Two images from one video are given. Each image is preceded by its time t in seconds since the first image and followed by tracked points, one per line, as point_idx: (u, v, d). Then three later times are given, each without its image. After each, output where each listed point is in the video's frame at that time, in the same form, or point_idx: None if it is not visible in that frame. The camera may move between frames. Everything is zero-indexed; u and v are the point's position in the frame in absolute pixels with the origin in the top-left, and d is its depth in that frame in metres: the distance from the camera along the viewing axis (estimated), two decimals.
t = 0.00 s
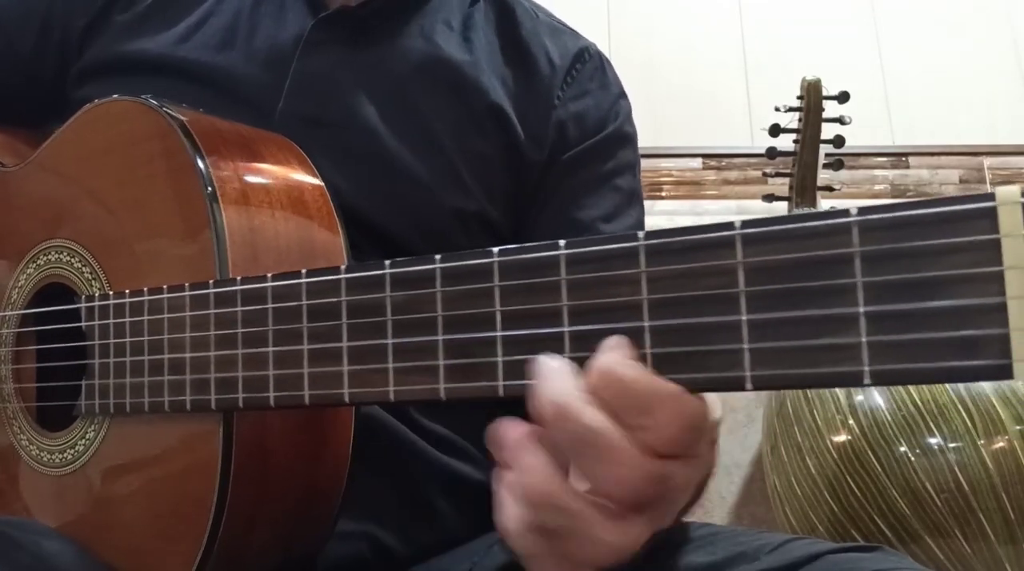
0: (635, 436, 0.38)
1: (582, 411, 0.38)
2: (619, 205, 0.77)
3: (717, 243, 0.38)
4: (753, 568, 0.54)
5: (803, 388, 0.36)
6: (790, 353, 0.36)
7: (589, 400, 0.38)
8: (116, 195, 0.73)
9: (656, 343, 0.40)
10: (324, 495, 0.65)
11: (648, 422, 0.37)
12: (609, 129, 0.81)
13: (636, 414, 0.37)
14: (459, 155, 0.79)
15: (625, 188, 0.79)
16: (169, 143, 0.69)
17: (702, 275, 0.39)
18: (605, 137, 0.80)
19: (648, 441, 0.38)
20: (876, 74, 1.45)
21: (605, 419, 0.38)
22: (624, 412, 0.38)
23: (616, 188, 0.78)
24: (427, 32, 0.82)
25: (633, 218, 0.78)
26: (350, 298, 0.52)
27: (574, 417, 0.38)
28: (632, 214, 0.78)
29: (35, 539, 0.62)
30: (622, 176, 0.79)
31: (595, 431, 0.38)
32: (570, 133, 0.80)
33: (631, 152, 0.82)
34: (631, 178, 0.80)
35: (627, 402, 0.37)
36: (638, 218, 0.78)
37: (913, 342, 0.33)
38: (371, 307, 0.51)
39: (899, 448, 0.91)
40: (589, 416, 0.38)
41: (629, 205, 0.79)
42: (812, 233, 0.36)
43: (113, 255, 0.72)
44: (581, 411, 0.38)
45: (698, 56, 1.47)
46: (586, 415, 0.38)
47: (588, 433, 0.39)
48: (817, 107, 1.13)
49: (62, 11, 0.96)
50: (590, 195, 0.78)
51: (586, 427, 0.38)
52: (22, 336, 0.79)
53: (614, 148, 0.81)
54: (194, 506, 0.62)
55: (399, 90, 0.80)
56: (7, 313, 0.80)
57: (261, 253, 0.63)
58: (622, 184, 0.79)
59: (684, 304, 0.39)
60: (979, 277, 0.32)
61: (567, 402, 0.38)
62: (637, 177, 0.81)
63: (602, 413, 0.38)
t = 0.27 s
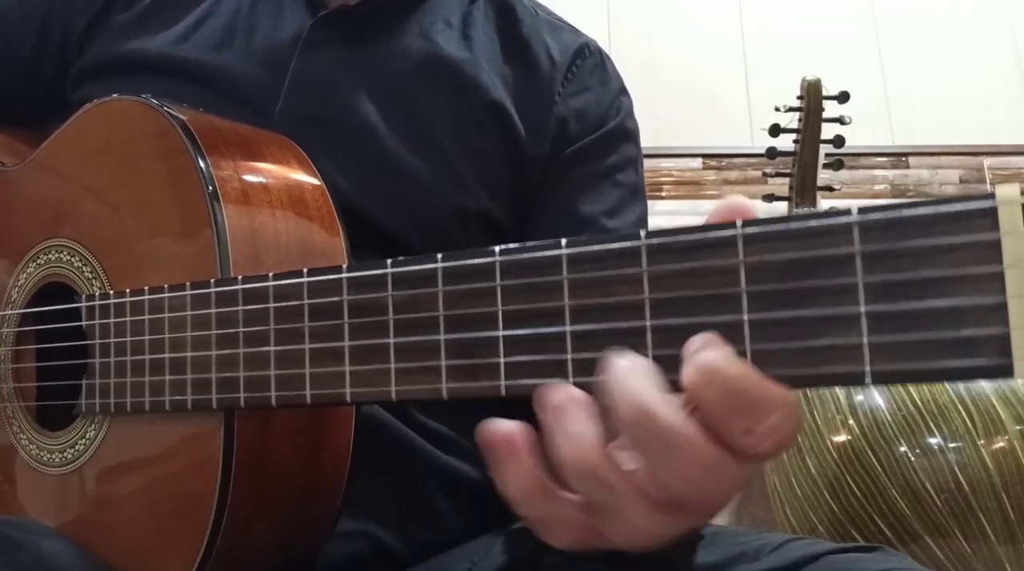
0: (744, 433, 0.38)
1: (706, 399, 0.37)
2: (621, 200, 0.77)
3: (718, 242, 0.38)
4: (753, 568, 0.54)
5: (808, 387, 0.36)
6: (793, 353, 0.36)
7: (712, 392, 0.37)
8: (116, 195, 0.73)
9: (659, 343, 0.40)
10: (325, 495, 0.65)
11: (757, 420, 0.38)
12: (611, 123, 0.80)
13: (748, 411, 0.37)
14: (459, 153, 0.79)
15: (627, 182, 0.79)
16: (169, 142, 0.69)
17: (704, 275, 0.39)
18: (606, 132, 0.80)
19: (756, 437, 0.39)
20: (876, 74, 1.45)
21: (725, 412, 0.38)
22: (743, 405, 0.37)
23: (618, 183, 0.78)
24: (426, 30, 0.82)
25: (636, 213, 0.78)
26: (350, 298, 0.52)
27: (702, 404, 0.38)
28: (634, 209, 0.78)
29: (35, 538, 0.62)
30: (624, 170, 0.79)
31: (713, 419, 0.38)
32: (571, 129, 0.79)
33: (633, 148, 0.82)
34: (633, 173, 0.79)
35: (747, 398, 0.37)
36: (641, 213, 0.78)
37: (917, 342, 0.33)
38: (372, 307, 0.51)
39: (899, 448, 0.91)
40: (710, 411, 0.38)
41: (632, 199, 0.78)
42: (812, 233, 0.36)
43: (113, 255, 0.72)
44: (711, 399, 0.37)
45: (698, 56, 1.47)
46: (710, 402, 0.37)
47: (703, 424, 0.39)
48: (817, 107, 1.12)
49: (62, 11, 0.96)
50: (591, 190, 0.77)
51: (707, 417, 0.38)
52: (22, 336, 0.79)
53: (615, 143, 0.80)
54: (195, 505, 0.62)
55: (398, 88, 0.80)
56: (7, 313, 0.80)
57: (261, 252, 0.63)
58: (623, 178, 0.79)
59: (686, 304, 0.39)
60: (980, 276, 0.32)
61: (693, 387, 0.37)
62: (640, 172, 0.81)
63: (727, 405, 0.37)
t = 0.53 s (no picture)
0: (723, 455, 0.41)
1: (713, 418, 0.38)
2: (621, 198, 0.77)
3: (724, 242, 0.38)
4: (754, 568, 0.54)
5: (817, 385, 0.36)
6: (798, 352, 0.36)
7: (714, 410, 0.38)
8: (118, 194, 0.73)
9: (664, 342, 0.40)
10: (328, 494, 0.66)
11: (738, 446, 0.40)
12: (611, 123, 0.80)
13: (728, 435, 0.39)
14: (460, 153, 0.79)
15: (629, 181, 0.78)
16: (172, 141, 0.69)
17: (710, 274, 0.39)
18: (608, 131, 0.80)
19: (725, 460, 0.41)
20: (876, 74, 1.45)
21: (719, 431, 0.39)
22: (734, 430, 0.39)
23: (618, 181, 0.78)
24: (427, 31, 0.82)
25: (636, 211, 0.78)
26: (354, 296, 0.52)
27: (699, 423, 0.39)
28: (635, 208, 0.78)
29: (37, 537, 0.62)
30: (624, 169, 0.78)
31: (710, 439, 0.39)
32: (572, 129, 0.80)
33: (635, 145, 0.81)
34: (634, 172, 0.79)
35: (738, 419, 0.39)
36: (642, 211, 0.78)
37: (923, 341, 0.33)
38: (376, 305, 0.51)
39: (899, 448, 0.92)
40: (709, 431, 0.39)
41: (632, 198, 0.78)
42: (819, 233, 0.36)
43: (115, 253, 0.72)
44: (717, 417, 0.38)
45: (699, 56, 1.47)
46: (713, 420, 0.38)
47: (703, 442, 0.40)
48: (817, 107, 1.13)
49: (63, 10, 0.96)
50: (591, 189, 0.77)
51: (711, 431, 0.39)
52: (23, 335, 0.79)
53: (617, 141, 0.80)
54: (197, 504, 0.62)
55: (399, 88, 0.80)
56: (8, 312, 0.80)
57: (264, 251, 0.63)
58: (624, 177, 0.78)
59: (691, 303, 0.39)
60: (985, 276, 0.32)
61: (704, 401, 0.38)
62: (641, 171, 0.80)
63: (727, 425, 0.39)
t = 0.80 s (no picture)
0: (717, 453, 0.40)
1: (706, 414, 0.38)
2: (616, 196, 0.77)
3: (720, 244, 0.38)
4: (753, 568, 0.53)
5: (813, 386, 0.36)
6: (793, 353, 0.36)
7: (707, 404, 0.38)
8: (116, 195, 0.73)
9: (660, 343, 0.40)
10: (326, 495, 0.66)
11: (730, 443, 0.39)
12: (607, 121, 0.80)
13: (724, 434, 0.39)
14: (458, 152, 0.79)
15: (624, 178, 0.78)
16: (170, 142, 0.69)
17: (705, 275, 0.39)
18: (604, 128, 0.80)
19: (723, 460, 0.40)
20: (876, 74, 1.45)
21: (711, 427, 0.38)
22: (727, 428, 0.38)
23: (613, 178, 0.78)
24: (426, 33, 0.82)
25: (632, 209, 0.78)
26: (352, 298, 0.52)
27: (693, 419, 0.38)
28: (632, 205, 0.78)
29: (35, 537, 0.62)
30: (619, 167, 0.79)
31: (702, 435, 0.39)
32: (568, 126, 0.80)
33: (631, 144, 0.81)
34: (629, 170, 0.79)
35: (733, 416, 0.38)
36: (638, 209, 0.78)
37: (917, 341, 0.33)
38: (373, 307, 0.51)
39: (899, 448, 0.91)
40: (702, 427, 0.38)
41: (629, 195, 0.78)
42: (813, 234, 0.36)
43: (114, 254, 0.72)
44: (711, 412, 0.38)
45: (699, 56, 1.47)
46: (706, 416, 0.38)
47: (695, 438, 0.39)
48: (817, 108, 1.13)
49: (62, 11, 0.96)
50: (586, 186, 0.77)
51: (702, 425, 0.38)
52: (23, 336, 0.79)
53: (612, 140, 0.80)
54: (196, 505, 0.62)
55: (397, 89, 0.80)
56: (8, 313, 0.80)
57: (262, 252, 0.64)
58: (620, 176, 0.78)
59: (687, 304, 0.39)
60: (980, 277, 0.32)
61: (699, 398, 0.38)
62: (636, 169, 0.80)
63: (718, 421, 0.38)
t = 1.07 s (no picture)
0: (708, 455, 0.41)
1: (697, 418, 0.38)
2: (618, 189, 0.77)
3: (720, 241, 0.38)
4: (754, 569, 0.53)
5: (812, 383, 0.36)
6: (793, 350, 0.36)
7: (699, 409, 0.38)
8: (116, 195, 0.73)
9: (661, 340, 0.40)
10: (326, 494, 0.66)
11: (721, 448, 0.40)
12: (607, 114, 0.80)
13: (714, 438, 0.39)
14: (458, 149, 0.79)
15: (625, 172, 0.78)
16: (170, 142, 0.69)
17: (706, 273, 0.39)
18: (604, 122, 0.80)
19: (715, 464, 0.41)
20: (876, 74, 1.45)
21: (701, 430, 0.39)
22: (718, 432, 0.39)
23: (614, 173, 0.78)
24: (424, 31, 0.82)
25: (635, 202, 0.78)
26: (352, 297, 0.52)
27: (686, 424, 0.38)
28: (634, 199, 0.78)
29: (36, 538, 0.62)
30: (621, 161, 0.79)
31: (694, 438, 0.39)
32: (568, 120, 0.80)
33: (632, 137, 0.81)
34: (630, 164, 0.79)
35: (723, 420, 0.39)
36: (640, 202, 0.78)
37: (917, 337, 0.33)
38: (374, 306, 0.51)
39: (899, 448, 0.92)
40: (693, 430, 0.39)
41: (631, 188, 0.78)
42: (813, 231, 0.36)
43: (114, 254, 0.72)
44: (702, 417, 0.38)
45: (698, 56, 1.47)
46: (698, 421, 0.38)
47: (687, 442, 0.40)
48: (817, 108, 1.13)
49: (62, 11, 0.96)
50: (588, 182, 0.78)
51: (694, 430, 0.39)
52: (23, 336, 0.79)
53: (613, 133, 0.80)
54: (196, 505, 0.62)
55: (397, 88, 0.80)
56: (8, 313, 0.80)
57: (262, 252, 0.64)
58: (621, 170, 0.78)
59: (687, 301, 0.39)
60: (979, 272, 0.32)
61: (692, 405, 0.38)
62: (637, 161, 0.80)
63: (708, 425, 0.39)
